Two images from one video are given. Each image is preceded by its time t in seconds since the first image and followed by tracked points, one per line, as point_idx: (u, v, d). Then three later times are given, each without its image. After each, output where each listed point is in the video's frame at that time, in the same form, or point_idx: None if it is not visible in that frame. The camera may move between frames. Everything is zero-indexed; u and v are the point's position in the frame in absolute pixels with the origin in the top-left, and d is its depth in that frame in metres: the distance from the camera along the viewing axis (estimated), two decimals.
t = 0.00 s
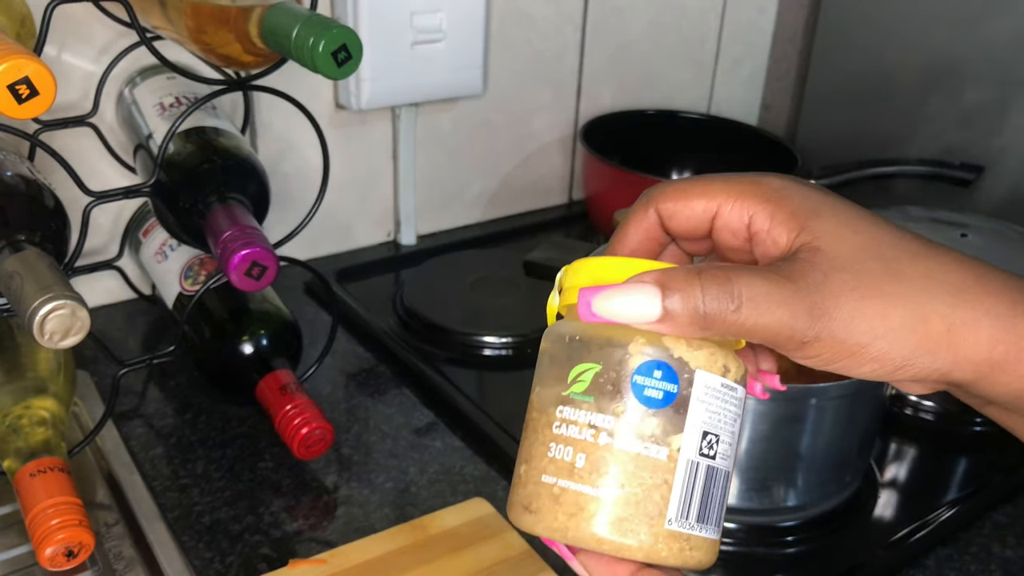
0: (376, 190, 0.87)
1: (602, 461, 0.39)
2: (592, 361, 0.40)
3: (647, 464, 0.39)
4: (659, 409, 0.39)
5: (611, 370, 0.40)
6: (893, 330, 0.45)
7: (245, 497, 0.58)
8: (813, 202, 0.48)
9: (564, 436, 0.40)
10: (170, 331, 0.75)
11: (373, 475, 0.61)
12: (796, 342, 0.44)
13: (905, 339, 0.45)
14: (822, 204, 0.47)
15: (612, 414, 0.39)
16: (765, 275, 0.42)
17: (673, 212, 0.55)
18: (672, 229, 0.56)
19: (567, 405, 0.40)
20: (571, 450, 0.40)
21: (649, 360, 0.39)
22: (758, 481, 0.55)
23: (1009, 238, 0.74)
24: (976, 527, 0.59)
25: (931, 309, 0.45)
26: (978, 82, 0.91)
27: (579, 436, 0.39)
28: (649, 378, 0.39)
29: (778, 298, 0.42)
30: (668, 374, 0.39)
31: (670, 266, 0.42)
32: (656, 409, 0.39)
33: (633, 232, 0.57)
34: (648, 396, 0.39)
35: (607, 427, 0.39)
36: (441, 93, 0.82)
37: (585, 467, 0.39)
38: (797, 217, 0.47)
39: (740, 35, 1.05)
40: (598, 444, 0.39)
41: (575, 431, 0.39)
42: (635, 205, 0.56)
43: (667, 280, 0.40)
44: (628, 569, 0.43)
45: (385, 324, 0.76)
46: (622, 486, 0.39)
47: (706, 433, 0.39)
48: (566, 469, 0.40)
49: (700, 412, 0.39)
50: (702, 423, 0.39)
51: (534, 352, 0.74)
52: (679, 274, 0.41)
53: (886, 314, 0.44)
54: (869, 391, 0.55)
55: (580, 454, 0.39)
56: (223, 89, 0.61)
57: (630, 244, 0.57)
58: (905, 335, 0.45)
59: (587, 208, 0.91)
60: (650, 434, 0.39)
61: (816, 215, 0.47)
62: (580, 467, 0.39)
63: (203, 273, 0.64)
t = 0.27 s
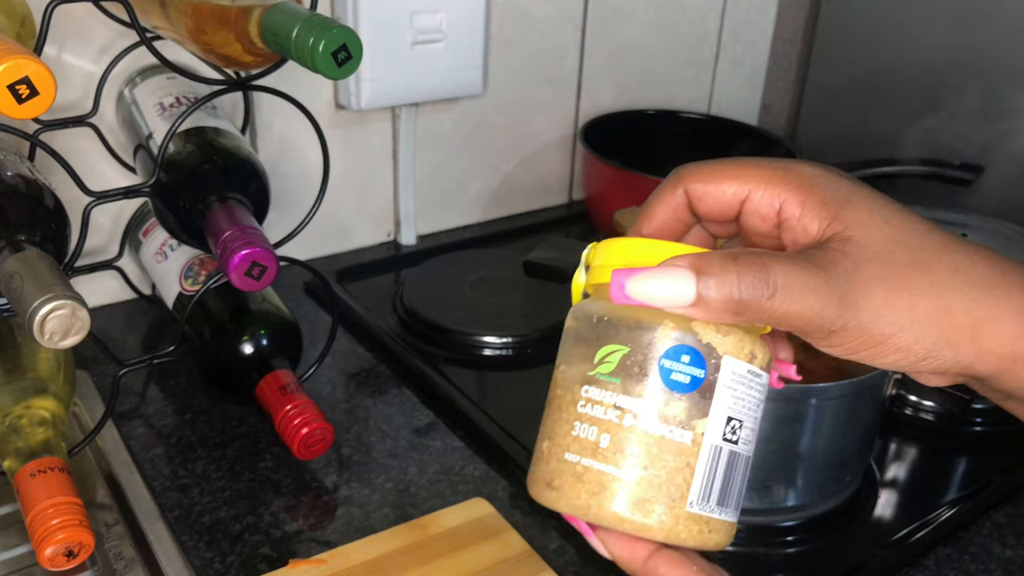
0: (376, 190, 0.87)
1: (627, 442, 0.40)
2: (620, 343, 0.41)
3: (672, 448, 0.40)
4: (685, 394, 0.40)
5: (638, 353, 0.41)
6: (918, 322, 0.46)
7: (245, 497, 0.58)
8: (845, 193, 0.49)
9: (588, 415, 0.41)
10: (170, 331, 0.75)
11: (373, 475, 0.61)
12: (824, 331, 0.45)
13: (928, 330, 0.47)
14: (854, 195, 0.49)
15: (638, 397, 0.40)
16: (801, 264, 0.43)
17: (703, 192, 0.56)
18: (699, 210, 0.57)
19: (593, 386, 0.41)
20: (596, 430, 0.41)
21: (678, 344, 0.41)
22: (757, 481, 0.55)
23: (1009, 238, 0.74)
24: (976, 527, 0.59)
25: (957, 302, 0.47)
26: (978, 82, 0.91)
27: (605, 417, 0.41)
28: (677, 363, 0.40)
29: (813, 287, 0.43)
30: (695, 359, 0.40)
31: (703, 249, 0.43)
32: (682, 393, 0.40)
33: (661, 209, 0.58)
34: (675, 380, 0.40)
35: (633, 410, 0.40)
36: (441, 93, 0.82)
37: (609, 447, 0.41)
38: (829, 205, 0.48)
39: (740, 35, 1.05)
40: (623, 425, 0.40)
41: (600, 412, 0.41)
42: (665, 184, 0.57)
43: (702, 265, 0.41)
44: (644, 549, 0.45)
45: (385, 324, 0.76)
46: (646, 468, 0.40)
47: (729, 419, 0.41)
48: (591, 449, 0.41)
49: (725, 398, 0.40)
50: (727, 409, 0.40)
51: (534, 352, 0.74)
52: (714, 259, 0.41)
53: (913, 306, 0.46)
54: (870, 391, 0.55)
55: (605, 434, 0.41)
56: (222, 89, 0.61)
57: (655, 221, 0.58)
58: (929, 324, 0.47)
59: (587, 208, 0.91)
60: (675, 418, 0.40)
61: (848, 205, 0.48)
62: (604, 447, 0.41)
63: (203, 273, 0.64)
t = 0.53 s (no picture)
0: (376, 190, 0.87)
1: (671, 461, 0.37)
2: (666, 356, 0.37)
3: (716, 466, 0.37)
4: (733, 411, 0.36)
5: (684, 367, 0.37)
6: (974, 330, 0.43)
7: (245, 497, 0.58)
8: (897, 194, 0.44)
9: (632, 430, 0.38)
10: (169, 331, 0.75)
11: (373, 475, 0.61)
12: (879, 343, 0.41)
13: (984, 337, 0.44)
14: (907, 197, 0.44)
15: (684, 414, 0.37)
16: (854, 275, 0.39)
17: (746, 187, 0.51)
18: (740, 205, 0.53)
19: (637, 400, 0.38)
20: (640, 446, 0.38)
21: (726, 360, 0.37)
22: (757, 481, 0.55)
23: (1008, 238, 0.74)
24: (976, 527, 0.59)
25: (1011, 309, 0.44)
26: (979, 82, 0.91)
27: (650, 434, 0.37)
28: (726, 380, 0.36)
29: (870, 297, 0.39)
30: (744, 376, 0.36)
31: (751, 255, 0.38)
32: (730, 411, 0.36)
33: (701, 202, 0.53)
34: (723, 399, 0.36)
35: (677, 426, 0.37)
36: (441, 93, 0.82)
37: (654, 465, 0.37)
38: (880, 208, 0.44)
39: (740, 36, 1.05)
40: (669, 444, 0.37)
41: (644, 427, 0.37)
42: (705, 175, 0.52)
43: (753, 277, 0.36)
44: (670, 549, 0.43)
45: (385, 325, 0.76)
46: (689, 486, 0.37)
47: (778, 436, 0.37)
48: (632, 465, 0.38)
49: (774, 416, 0.37)
50: (776, 426, 0.37)
51: (534, 352, 0.74)
52: (765, 271, 0.37)
53: (968, 314, 0.43)
54: (870, 391, 0.55)
55: (649, 450, 0.37)
56: (222, 89, 0.61)
57: (694, 215, 0.54)
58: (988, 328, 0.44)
59: (587, 208, 0.91)
60: (720, 436, 0.37)
61: (901, 207, 0.43)
62: (649, 464, 0.38)
63: (203, 273, 0.64)
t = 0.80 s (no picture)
0: (376, 190, 0.87)
1: (766, 557, 0.30)
2: (751, 438, 0.31)
3: (819, 558, 0.30)
4: (832, 494, 0.30)
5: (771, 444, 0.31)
6: None
7: (246, 496, 0.58)
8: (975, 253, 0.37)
9: (722, 522, 0.31)
10: (169, 331, 0.75)
11: (373, 475, 0.61)
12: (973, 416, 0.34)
13: None
14: (987, 254, 0.37)
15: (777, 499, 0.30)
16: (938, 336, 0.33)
17: (803, 242, 0.44)
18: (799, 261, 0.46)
19: (723, 487, 0.31)
20: (732, 541, 0.31)
21: (818, 438, 0.30)
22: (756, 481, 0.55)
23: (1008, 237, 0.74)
24: (977, 527, 0.59)
25: None
26: (979, 82, 0.91)
27: (739, 525, 0.31)
28: (817, 459, 0.30)
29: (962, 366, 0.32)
30: (840, 452, 0.30)
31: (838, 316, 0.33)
32: (829, 494, 0.30)
33: (758, 257, 0.47)
34: (818, 480, 0.30)
35: (771, 515, 0.30)
36: (441, 93, 0.82)
37: (752, 564, 0.31)
38: (957, 267, 0.37)
39: (740, 36, 1.05)
40: (764, 538, 0.30)
41: (734, 519, 0.31)
42: (761, 227, 0.46)
43: (850, 337, 0.31)
44: None
45: (385, 324, 0.77)
46: None
47: (885, 512, 0.30)
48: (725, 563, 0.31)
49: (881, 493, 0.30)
50: (882, 503, 0.30)
51: (534, 352, 0.74)
52: (861, 330, 0.32)
53: None
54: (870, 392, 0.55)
55: (744, 544, 0.31)
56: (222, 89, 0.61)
57: (753, 272, 0.48)
58: None
59: (587, 208, 0.91)
60: (819, 522, 0.30)
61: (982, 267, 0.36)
62: (745, 561, 0.31)
63: (203, 273, 0.64)
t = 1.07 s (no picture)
0: (376, 190, 0.87)
1: None
2: (781, 473, 0.33)
3: None
4: (857, 533, 0.31)
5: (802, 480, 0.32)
6: None
7: (246, 496, 0.58)
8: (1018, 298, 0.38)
9: (743, 551, 0.33)
10: (170, 331, 0.75)
11: (373, 474, 0.61)
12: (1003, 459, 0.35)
13: None
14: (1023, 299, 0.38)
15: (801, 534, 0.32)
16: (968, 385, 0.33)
17: (836, 276, 0.42)
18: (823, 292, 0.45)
19: (750, 518, 0.33)
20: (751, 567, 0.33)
21: (844, 475, 0.32)
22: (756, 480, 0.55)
23: (1008, 237, 0.74)
24: (976, 527, 0.59)
25: None
26: (977, 82, 0.91)
27: (763, 555, 0.32)
28: (848, 498, 0.31)
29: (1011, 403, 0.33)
30: (871, 492, 0.31)
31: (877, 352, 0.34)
32: (852, 533, 0.31)
33: (783, 286, 0.45)
34: (846, 520, 0.31)
35: (796, 549, 0.32)
36: (441, 94, 0.82)
37: None
38: (994, 312, 0.37)
39: (739, 37, 1.05)
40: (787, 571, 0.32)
41: (757, 549, 0.33)
42: (787, 256, 0.44)
43: (901, 379, 0.32)
44: None
45: (385, 324, 0.77)
46: None
47: (906, 554, 0.32)
48: None
49: (902, 535, 0.31)
50: (904, 545, 0.31)
51: (534, 351, 0.74)
52: (909, 366, 0.33)
53: None
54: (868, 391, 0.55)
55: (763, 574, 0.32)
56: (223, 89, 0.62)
57: (778, 300, 0.45)
58: None
59: (587, 208, 0.91)
60: (837, 558, 0.32)
61: None
62: None
63: (203, 273, 0.64)
